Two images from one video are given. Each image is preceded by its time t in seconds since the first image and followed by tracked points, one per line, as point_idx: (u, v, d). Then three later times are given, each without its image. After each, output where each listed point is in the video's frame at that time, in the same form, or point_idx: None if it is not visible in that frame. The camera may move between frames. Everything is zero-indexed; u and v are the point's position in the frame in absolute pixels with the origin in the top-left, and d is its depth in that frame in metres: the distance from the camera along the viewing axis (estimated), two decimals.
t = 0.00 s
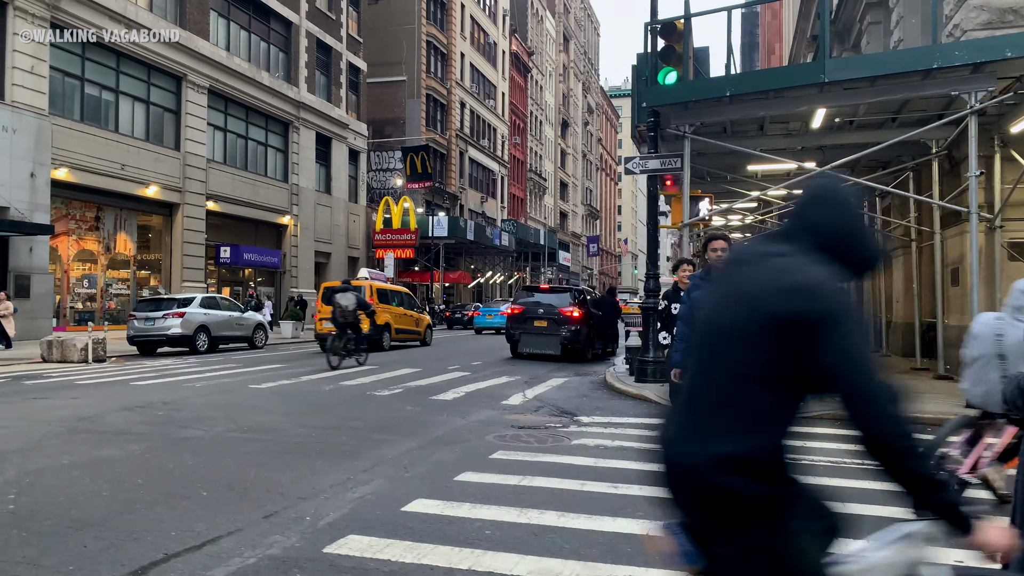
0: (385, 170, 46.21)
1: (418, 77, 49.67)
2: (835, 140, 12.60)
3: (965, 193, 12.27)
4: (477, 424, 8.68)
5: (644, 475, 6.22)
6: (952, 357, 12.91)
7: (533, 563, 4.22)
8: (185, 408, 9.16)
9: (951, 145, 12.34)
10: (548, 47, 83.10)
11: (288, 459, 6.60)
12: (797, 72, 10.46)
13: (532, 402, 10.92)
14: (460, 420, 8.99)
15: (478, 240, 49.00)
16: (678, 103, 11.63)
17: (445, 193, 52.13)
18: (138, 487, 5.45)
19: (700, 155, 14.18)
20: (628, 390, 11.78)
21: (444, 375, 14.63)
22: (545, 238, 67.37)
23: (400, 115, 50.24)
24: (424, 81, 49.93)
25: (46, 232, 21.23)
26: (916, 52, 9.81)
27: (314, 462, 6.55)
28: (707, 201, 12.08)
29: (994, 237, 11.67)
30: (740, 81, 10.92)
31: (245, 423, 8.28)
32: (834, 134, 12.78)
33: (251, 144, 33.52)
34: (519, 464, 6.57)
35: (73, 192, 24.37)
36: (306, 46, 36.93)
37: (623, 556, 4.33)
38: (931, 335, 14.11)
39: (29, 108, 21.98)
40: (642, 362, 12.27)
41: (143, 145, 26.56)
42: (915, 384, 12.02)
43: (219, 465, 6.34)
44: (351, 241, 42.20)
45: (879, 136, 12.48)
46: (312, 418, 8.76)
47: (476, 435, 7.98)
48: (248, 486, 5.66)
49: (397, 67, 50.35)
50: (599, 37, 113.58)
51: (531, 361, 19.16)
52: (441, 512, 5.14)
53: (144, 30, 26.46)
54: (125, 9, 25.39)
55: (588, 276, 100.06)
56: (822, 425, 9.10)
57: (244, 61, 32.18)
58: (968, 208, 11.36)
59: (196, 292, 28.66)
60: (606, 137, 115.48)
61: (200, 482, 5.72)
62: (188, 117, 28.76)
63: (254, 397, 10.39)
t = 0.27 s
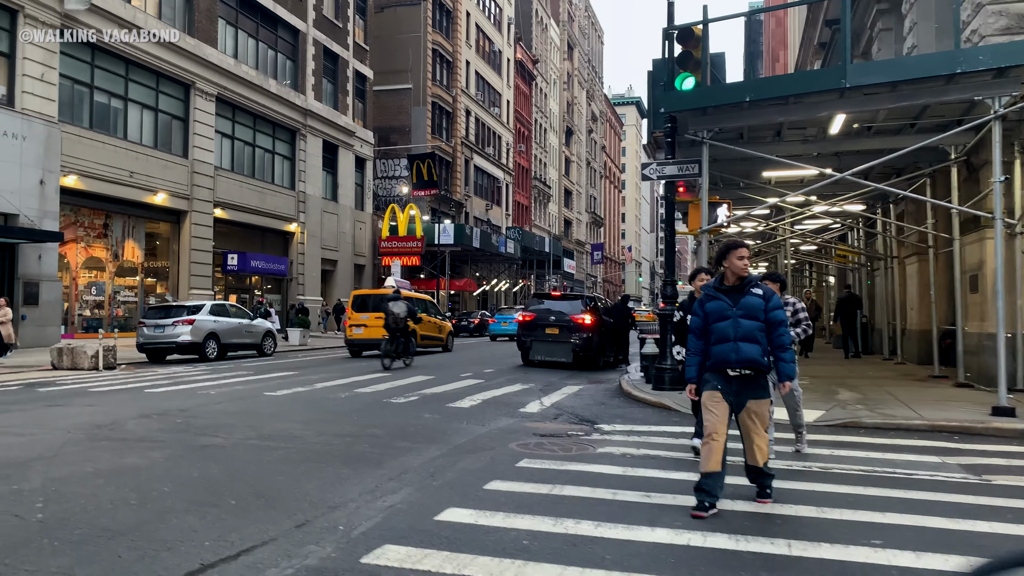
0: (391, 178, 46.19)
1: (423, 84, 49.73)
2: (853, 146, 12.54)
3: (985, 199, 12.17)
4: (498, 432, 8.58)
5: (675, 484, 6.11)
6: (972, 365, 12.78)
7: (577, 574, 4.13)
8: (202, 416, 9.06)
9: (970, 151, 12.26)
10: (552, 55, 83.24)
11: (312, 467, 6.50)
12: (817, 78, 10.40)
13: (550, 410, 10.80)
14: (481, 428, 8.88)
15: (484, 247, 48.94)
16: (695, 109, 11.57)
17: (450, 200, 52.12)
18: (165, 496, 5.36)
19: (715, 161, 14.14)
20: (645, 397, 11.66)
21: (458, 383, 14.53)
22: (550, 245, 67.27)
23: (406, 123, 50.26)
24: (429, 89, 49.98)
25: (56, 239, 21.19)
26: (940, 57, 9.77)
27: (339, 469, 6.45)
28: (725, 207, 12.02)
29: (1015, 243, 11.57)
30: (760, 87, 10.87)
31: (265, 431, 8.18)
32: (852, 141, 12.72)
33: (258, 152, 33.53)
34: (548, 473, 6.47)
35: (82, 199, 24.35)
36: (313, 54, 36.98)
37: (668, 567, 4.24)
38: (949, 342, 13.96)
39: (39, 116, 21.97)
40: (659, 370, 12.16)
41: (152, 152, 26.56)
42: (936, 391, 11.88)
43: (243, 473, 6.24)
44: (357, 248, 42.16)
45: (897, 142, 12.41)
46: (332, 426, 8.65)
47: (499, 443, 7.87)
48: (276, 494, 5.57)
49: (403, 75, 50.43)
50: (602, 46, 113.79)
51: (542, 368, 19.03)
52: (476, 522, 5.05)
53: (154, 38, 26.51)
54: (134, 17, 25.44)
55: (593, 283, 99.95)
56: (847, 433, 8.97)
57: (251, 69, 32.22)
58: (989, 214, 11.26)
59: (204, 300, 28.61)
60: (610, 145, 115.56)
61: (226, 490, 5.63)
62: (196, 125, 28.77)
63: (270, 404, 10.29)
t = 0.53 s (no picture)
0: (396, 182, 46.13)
1: (428, 88, 49.72)
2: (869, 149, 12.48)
3: (1004, 202, 12.07)
4: (517, 438, 8.47)
5: (705, 492, 6.01)
6: (990, 370, 12.64)
7: None
8: (218, 422, 8.98)
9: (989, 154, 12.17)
10: (556, 60, 83.28)
11: (334, 474, 6.41)
12: (836, 80, 10.33)
13: (566, 415, 10.69)
14: (499, 434, 8.78)
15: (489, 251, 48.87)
16: (712, 112, 11.50)
17: (455, 204, 52.06)
18: (189, 505, 5.29)
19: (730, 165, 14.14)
20: (661, 403, 11.54)
21: (470, 388, 14.41)
22: (555, 249, 67.18)
23: (411, 127, 50.23)
24: (434, 93, 49.97)
25: (64, 244, 21.15)
26: (963, 59, 9.73)
27: (361, 477, 6.37)
28: (742, 211, 11.99)
29: None
30: (778, 90, 10.80)
31: (282, 437, 8.10)
32: (867, 144, 12.65)
33: (264, 156, 33.51)
34: (574, 481, 6.37)
35: (90, 204, 24.33)
36: (319, 58, 36.98)
37: None
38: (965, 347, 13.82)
39: (47, 120, 21.95)
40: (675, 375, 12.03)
41: (159, 156, 26.55)
42: (955, 397, 11.74)
43: (264, 480, 6.16)
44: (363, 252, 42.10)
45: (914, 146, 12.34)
46: (349, 432, 8.57)
47: (519, 450, 7.78)
48: (301, 502, 5.48)
49: (408, 79, 50.42)
50: (606, 50, 113.86)
51: (552, 373, 18.92)
52: (507, 531, 4.95)
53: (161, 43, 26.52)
54: (142, 21, 25.44)
55: (596, 287, 99.82)
56: (870, 439, 8.85)
57: (258, 73, 32.21)
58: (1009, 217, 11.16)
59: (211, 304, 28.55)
60: (613, 149, 115.52)
61: (249, 498, 5.55)
62: (203, 129, 28.76)
63: (284, 410, 10.21)
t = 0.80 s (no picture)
0: (400, 183, 46.00)
1: (433, 89, 49.60)
2: (886, 147, 12.34)
3: None
4: (536, 440, 8.32)
5: (735, 496, 5.85)
6: (1010, 370, 12.48)
7: None
8: (231, 423, 8.86)
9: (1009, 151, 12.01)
10: (559, 60, 83.17)
11: (353, 477, 6.28)
12: (858, 75, 10.21)
13: (581, 416, 10.54)
14: (516, 436, 8.64)
15: (493, 252, 48.73)
16: (728, 109, 11.35)
17: (459, 205, 51.94)
18: (208, 508, 5.16)
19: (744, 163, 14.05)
20: (678, 404, 11.36)
21: (480, 389, 14.27)
22: (559, 250, 66.98)
23: (415, 127, 50.12)
24: (438, 93, 49.86)
25: (70, 244, 21.04)
26: (987, 54, 9.61)
27: (381, 479, 6.23)
28: (758, 209, 11.87)
29: None
30: (797, 85, 10.68)
31: (297, 439, 7.97)
32: (884, 141, 12.50)
33: (269, 156, 33.40)
34: (598, 483, 6.23)
35: (95, 204, 24.20)
36: (324, 59, 36.88)
37: None
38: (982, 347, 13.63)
39: (53, 120, 21.84)
40: (690, 376, 11.87)
41: (164, 156, 26.44)
42: (975, 397, 11.58)
43: (283, 482, 6.03)
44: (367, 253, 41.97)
45: (933, 143, 12.17)
46: (364, 434, 8.43)
47: (539, 451, 7.64)
48: (322, 505, 5.35)
49: (412, 80, 50.31)
50: (608, 51, 113.74)
51: (561, 374, 18.76)
52: (537, 535, 4.79)
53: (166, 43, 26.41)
54: (147, 20, 25.34)
55: (600, 288, 99.65)
56: (894, 441, 8.68)
57: (262, 73, 32.09)
58: None
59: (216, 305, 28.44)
60: (616, 150, 115.36)
61: (270, 501, 5.42)
62: (208, 129, 28.65)
63: (296, 411, 10.09)
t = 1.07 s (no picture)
0: (402, 183, 45.81)
1: (436, 89, 49.46)
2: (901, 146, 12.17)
3: None
4: (551, 446, 8.17)
5: (761, 505, 5.68)
6: None
7: None
8: (240, 428, 8.71)
9: None
10: (562, 60, 82.95)
11: (367, 485, 6.12)
12: (875, 74, 10.05)
13: (593, 421, 10.38)
14: (529, 441, 8.47)
15: (496, 253, 48.56)
16: (741, 108, 11.20)
17: (462, 206, 51.79)
18: (220, 519, 5.00)
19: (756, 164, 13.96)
20: (692, 408, 11.19)
21: (489, 392, 14.10)
22: (562, 251, 66.76)
23: (418, 128, 49.98)
24: (441, 94, 49.71)
25: (73, 245, 20.90)
26: (1007, 52, 9.43)
27: (395, 488, 6.08)
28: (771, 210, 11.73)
29: None
30: (813, 85, 10.54)
31: (307, 445, 7.81)
32: (898, 141, 12.33)
33: (273, 157, 33.26)
34: (619, 492, 6.06)
35: (98, 205, 24.06)
36: (326, 59, 36.73)
37: None
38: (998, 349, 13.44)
39: (56, 121, 21.70)
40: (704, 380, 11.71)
41: (168, 157, 26.32)
42: (992, 400, 11.39)
43: (295, 492, 5.87)
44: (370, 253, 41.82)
45: (948, 143, 12.00)
46: (375, 439, 8.28)
47: (554, 458, 7.48)
48: (337, 517, 5.19)
49: (414, 80, 50.15)
50: (611, 51, 113.53)
51: (568, 376, 18.59)
52: (560, 549, 4.63)
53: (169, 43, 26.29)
54: (149, 20, 25.19)
55: (602, 288, 99.45)
56: (914, 446, 8.51)
57: (265, 74, 31.94)
58: None
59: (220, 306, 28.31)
60: (619, 150, 115.16)
61: (283, 512, 5.26)
62: (211, 130, 28.50)
63: (305, 415, 9.94)
